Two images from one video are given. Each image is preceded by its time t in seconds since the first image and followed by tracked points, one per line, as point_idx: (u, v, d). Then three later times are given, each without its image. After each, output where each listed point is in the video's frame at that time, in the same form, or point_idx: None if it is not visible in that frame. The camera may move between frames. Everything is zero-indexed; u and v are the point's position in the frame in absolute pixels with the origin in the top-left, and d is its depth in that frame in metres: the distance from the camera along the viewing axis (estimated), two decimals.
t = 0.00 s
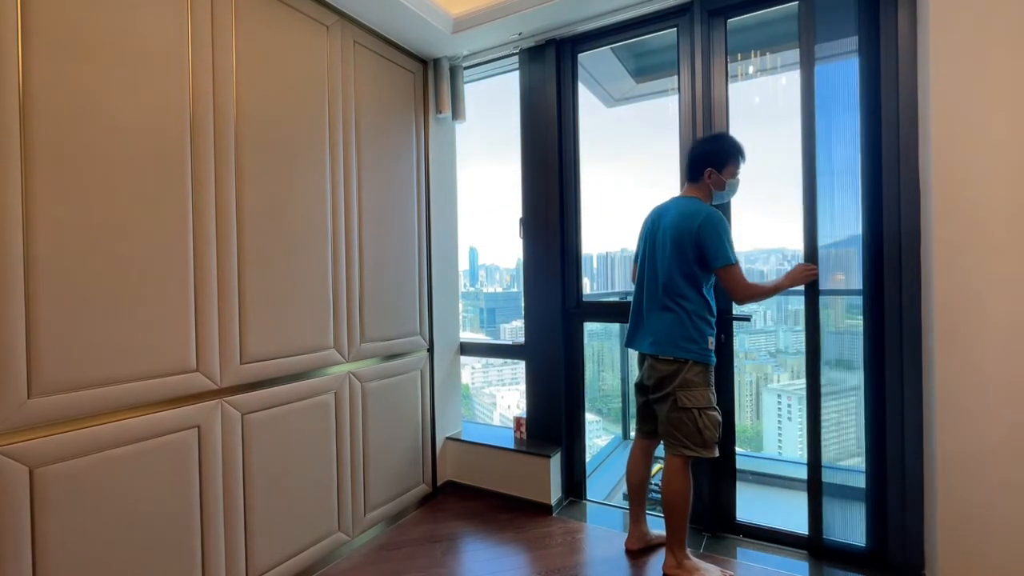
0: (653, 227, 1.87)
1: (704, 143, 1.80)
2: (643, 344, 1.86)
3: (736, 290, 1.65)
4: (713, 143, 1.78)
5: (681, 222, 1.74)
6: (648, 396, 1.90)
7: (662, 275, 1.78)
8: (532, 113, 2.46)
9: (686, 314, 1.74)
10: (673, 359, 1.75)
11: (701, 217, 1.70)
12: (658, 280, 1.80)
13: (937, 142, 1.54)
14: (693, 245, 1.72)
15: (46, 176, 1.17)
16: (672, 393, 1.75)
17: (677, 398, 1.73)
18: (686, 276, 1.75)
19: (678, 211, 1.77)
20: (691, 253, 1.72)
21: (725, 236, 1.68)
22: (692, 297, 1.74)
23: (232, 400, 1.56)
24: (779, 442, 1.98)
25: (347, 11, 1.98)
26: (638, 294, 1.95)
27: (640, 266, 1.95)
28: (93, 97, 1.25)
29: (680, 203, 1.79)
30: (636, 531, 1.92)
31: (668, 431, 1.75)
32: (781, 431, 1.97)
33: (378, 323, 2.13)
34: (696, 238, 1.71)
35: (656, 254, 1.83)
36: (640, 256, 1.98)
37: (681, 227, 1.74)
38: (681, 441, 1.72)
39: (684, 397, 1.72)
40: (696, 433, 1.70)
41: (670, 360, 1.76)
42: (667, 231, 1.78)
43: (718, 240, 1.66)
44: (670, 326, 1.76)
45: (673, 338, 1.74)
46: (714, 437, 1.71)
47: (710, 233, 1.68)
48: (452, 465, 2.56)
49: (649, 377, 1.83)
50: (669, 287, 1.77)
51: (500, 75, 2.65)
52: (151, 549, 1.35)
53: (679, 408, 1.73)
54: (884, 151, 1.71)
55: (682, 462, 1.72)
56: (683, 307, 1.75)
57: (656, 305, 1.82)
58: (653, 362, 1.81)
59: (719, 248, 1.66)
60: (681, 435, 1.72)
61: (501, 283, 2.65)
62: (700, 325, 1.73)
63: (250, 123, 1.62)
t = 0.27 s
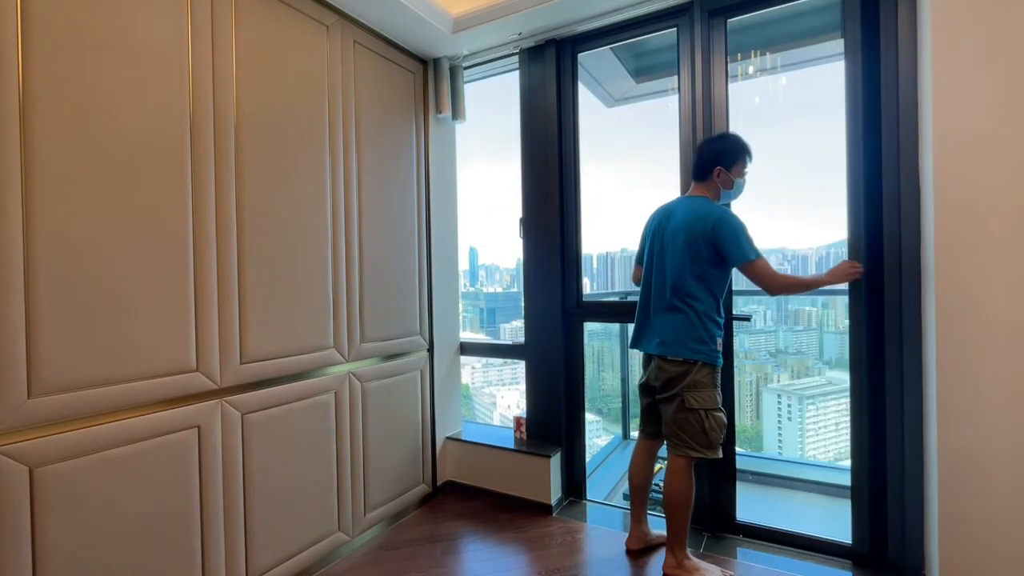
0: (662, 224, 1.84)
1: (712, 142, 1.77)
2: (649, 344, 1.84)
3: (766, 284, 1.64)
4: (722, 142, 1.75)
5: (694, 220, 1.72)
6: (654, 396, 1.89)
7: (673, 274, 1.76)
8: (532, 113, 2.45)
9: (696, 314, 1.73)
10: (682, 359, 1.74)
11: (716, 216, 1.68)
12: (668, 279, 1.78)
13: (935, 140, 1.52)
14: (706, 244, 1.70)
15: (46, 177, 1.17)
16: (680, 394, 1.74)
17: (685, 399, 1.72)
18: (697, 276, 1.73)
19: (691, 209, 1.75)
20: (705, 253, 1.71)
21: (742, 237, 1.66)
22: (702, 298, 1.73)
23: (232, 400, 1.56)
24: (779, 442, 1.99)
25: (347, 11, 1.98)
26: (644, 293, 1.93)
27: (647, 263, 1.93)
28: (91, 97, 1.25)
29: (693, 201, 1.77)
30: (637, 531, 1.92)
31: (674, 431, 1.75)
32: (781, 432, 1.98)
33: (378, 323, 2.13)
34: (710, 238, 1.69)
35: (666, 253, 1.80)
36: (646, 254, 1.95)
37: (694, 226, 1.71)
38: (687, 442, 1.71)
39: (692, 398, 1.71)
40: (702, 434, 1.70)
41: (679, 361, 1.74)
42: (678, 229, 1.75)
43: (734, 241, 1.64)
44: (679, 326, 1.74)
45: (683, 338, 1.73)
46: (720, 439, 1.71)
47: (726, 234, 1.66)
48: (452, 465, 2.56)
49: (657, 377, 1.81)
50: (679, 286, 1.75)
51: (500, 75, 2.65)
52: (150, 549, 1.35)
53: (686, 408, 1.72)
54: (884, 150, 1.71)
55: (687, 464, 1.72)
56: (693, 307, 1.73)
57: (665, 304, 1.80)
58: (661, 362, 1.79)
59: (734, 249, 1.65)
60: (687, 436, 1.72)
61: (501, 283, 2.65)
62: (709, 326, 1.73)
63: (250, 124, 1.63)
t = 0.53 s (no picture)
0: (665, 224, 1.83)
1: (717, 142, 1.77)
2: (652, 344, 1.84)
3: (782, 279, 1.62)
4: (727, 142, 1.75)
5: (698, 221, 1.72)
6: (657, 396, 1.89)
7: (676, 274, 1.76)
8: (532, 113, 2.45)
9: (699, 314, 1.73)
10: (686, 360, 1.74)
11: (720, 217, 1.68)
12: (671, 279, 1.78)
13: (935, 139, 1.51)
14: (709, 244, 1.71)
15: (46, 176, 1.17)
16: (682, 394, 1.73)
17: (688, 399, 1.72)
18: (701, 277, 1.73)
19: (695, 209, 1.74)
20: (709, 253, 1.71)
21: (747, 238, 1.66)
22: (706, 298, 1.73)
23: (232, 400, 1.56)
24: (779, 442, 1.99)
25: (347, 11, 1.98)
26: (646, 293, 1.92)
27: (649, 264, 1.92)
28: (91, 97, 1.24)
29: (697, 201, 1.77)
30: (637, 531, 1.92)
31: (675, 432, 1.75)
32: (781, 432, 1.98)
33: (378, 323, 2.13)
34: (714, 238, 1.69)
35: (669, 253, 1.80)
36: (647, 254, 1.95)
37: (699, 226, 1.71)
38: (689, 442, 1.71)
39: (695, 398, 1.71)
40: (703, 435, 1.70)
41: (683, 362, 1.74)
42: (682, 229, 1.75)
43: (738, 241, 1.64)
44: (682, 327, 1.75)
45: (686, 339, 1.73)
46: (722, 440, 1.71)
47: (730, 234, 1.66)
48: (452, 465, 2.56)
49: (660, 378, 1.80)
50: (683, 286, 1.75)
51: (500, 75, 2.65)
52: (151, 549, 1.35)
53: (689, 409, 1.72)
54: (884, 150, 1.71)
55: (689, 464, 1.72)
56: (695, 307, 1.74)
57: (668, 305, 1.79)
58: (664, 363, 1.79)
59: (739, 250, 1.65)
60: (689, 436, 1.71)
61: (501, 283, 2.65)
62: (712, 326, 1.73)
63: (250, 124, 1.62)
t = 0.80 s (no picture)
0: (661, 224, 1.83)
1: (721, 141, 1.76)
2: (648, 344, 1.84)
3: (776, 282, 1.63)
4: (733, 143, 1.74)
5: (695, 221, 1.72)
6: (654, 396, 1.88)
7: (672, 275, 1.75)
8: (532, 113, 2.45)
9: (695, 314, 1.73)
10: (683, 361, 1.73)
11: (716, 217, 1.68)
12: (667, 279, 1.78)
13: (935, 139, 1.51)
14: (706, 245, 1.71)
15: (46, 176, 1.17)
16: (680, 394, 1.73)
17: (686, 399, 1.72)
18: (698, 277, 1.73)
19: (691, 209, 1.74)
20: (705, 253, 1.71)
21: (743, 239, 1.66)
22: (702, 298, 1.73)
23: (232, 400, 1.56)
24: (779, 442, 1.99)
25: (347, 11, 1.98)
26: (642, 293, 1.92)
27: (645, 263, 1.92)
28: (91, 97, 1.25)
29: (693, 201, 1.76)
30: (636, 531, 1.92)
31: (673, 432, 1.74)
32: (781, 432, 1.98)
33: (378, 323, 2.13)
34: (710, 238, 1.69)
35: (665, 253, 1.79)
36: (643, 253, 1.95)
37: (696, 226, 1.71)
38: (687, 442, 1.71)
39: (693, 398, 1.71)
40: (701, 434, 1.70)
41: (680, 362, 1.74)
42: (678, 229, 1.75)
43: (734, 242, 1.64)
44: (679, 327, 1.75)
45: (682, 339, 1.73)
46: (719, 440, 1.72)
47: (727, 234, 1.66)
48: (452, 465, 2.56)
49: (657, 378, 1.79)
50: (679, 286, 1.75)
51: (500, 75, 2.65)
52: (150, 549, 1.35)
53: (687, 409, 1.72)
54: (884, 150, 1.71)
55: (687, 464, 1.72)
56: (691, 307, 1.74)
57: (665, 305, 1.79)
58: (661, 363, 1.78)
59: (736, 250, 1.65)
60: (687, 436, 1.71)
61: (501, 283, 2.65)
62: (709, 326, 1.74)
63: (250, 124, 1.63)
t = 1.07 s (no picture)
0: (653, 225, 1.84)
1: (723, 146, 1.76)
2: (644, 345, 1.84)
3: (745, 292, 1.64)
4: (734, 149, 1.75)
5: (686, 221, 1.72)
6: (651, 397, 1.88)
7: (665, 275, 1.76)
8: (532, 113, 2.45)
9: (689, 314, 1.74)
10: (678, 361, 1.73)
11: (707, 216, 1.69)
12: (660, 280, 1.78)
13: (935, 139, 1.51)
14: (697, 244, 1.71)
15: (46, 176, 1.17)
16: (676, 394, 1.74)
17: (682, 399, 1.72)
18: (689, 276, 1.74)
19: (681, 210, 1.75)
20: (696, 253, 1.72)
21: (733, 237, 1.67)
22: (694, 298, 1.74)
23: (232, 400, 1.56)
24: (779, 442, 1.99)
25: (347, 11, 1.98)
26: (637, 294, 1.93)
27: (639, 265, 1.93)
28: (91, 96, 1.24)
29: (685, 201, 1.77)
30: (637, 531, 1.92)
31: (670, 432, 1.74)
32: (781, 432, 1.97)
33: (378, 323, 2.13)
34: (700, 238, 1.70)
35: (657, 254, 1.80)
36: (637, 255, 1.96)
37: (686, 226, 1.72)
38: (684, 442, 1.71)
39: (689, 398, 1.71)
40: (698, 434, 1.70)
41: (675, 362, 1.74)
42: (669, 230, 1.75)
43: (723, 241, 1.65)
44: (673, 327, 1.75)
45: (677, 339, 1.73)
46: (716, 438, 1.71)
47: (717, 234, 1.66)
48: (452, 465, 2.56)
49: (654, 378, 1.80)
50: (671, 287, 1.76)
51: (501, 75, 2.65)
52: (151, 549, 1.35)
53: (683, 409, 1.72)
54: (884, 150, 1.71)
55: (685, 463, 1.72)
56: (685, 307, 1.74)
57: (658, 306, 1.80)
58: (657, 364, 1.79)
59: (726, 249, 1.65)
60: (684, 436, 1.71)
61: (501, 283, 2.65)
62: (703, 326, 1.74)
63: (251, 124, 1.62)
